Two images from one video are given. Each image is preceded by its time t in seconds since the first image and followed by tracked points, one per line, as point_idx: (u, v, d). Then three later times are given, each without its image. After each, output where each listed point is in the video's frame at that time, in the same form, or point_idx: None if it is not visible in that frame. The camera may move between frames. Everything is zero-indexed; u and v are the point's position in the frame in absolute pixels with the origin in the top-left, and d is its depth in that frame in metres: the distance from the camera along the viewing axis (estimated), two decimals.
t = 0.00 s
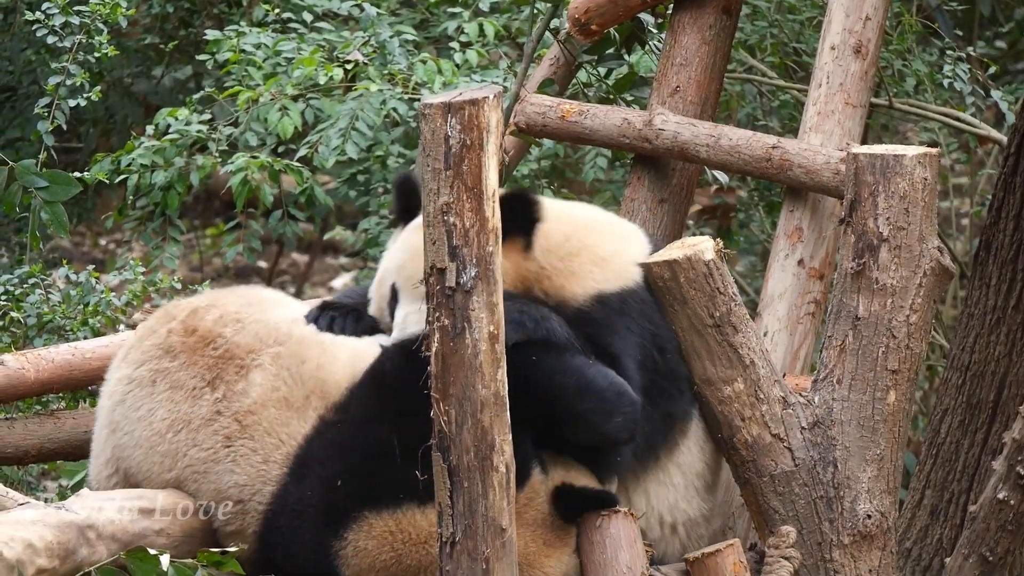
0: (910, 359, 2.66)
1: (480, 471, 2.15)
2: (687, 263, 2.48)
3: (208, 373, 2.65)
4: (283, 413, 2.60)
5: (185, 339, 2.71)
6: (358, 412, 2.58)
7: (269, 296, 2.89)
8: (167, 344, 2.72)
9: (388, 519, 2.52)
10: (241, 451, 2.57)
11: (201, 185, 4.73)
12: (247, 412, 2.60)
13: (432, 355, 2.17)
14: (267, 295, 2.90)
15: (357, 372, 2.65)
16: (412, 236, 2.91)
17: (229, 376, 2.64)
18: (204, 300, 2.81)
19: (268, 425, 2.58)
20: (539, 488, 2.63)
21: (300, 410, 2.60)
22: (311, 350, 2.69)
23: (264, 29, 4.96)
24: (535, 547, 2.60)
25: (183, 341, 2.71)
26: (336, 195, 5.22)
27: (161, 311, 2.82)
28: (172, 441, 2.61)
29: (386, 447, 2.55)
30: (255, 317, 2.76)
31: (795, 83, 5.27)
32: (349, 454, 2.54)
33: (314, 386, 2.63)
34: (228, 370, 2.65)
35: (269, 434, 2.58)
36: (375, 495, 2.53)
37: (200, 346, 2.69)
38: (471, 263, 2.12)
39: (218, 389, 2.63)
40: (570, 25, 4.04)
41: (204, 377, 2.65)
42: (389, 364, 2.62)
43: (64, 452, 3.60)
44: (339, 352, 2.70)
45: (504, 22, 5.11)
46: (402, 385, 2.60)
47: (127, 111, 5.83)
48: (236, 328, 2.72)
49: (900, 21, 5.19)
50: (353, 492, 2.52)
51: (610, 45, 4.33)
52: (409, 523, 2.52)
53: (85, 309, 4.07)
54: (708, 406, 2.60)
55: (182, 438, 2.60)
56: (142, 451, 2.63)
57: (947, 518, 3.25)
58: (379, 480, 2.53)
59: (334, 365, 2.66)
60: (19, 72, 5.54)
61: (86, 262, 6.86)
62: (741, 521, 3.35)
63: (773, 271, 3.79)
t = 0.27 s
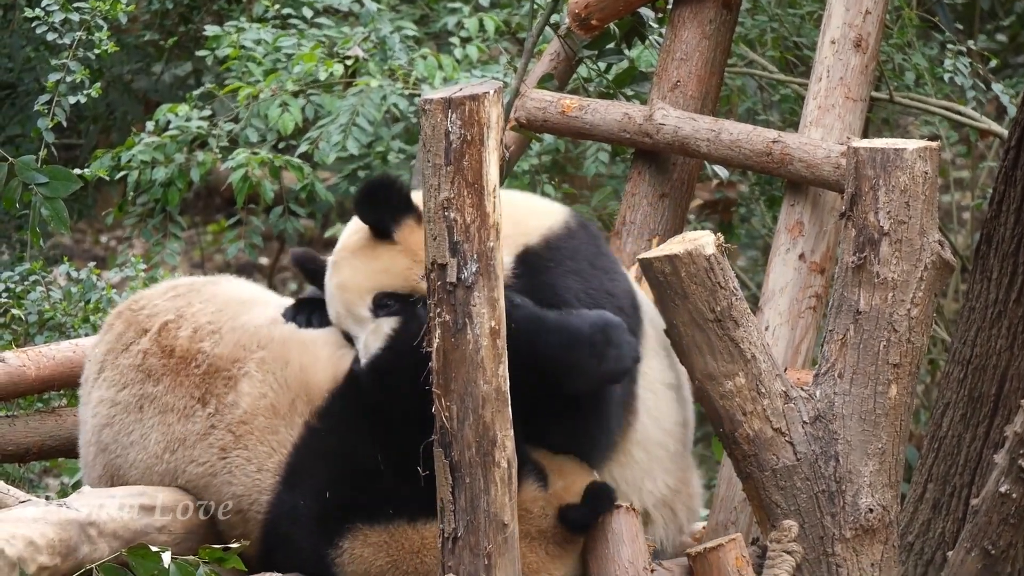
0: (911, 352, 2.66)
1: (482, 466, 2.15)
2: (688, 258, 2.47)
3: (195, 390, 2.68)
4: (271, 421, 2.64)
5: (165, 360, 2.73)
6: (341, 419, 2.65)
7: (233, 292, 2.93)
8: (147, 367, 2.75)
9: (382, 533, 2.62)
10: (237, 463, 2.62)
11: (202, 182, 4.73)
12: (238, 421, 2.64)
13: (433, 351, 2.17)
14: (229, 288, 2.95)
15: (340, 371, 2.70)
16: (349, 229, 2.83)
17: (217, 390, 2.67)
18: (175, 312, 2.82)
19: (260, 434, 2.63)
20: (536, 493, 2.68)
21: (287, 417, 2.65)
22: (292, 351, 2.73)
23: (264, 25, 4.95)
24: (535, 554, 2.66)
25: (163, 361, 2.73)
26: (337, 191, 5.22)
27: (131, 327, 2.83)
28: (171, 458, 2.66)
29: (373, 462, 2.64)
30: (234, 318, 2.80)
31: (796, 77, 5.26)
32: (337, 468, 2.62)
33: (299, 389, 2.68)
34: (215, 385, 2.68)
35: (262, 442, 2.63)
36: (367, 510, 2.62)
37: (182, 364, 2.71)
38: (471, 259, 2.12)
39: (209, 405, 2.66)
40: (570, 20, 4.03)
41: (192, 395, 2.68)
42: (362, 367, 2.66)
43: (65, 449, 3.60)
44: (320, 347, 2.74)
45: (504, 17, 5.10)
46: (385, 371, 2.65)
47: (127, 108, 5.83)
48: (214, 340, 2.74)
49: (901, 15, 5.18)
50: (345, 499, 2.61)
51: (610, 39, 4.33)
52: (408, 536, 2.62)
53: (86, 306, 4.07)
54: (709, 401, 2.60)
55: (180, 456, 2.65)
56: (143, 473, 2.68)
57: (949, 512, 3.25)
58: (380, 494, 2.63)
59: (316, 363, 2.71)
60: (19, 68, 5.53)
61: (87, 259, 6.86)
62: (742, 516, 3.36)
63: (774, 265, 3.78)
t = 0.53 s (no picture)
0: (913, 345, 2.66)
1: (484, 459, 2.16)
2: (690, 251, 2.46)
3: (186, 412, 2.59)
4: (264, 443, 2.57)
5: (154, 378, 2.64)
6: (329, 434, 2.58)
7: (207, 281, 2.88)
8: (135, 385, 2.66)
9: (399, 541, 2.52)
10: (234, 488, 2.56)
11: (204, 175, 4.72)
12: (228, 445, 2.56)
13: (435, 343, 2.17)
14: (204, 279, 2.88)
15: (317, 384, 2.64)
16: (329, 229, 2.94)
17: (205, 412, 2.59)
18: (152, 321, 2.70)
19: (254, 458, 2.56)
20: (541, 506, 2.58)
21: (277, 439, 2.58)
22: (273, 368, 2.63)
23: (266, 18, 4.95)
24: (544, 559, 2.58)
25: (153, 379, 2.64)
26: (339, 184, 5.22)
27: (117, 337, 2.75)
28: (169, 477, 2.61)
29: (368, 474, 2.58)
30: (214, 326, 2.67)
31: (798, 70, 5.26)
32: (328, 482, 2.55)
33: (283, 409, 2.59)
34: (203, 407, 2.59)
35: (257, 466, 2.56)
36: (371, 516, 2.54)
37: (168, 383, 2.62)
38: (473, 251, 2.12)
39: (199, 428, 2.58)
40: (573, 13, 4.05)
41: (181, 416, 2.60)
42: (334, 390, 2.57)
43: (68, 442, 3.61)
44: (295, 356, 2.68)
45: (506, 9, 5.09)
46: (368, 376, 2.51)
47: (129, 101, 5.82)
48: (197, 354, 2.63)
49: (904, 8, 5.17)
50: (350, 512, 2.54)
51: (612, 32, 4.32)
52: (421, 544, 2.53)
53: (88, 299, 4.07)
54: (710, 393, 2.60)
55: (179, 477, 2.60)
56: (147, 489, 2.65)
57: (951, 505, 3.25)
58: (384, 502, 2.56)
59: (295, 373, 2.65)
60: (21, 61, 5.53)
61: (89, 252, 6.87)
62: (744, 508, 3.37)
63: (775, 258, 3.78)
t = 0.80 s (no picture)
0: (917, 340, 2.66)
1: (487, 453, 2.16)
2: (693, 245, 2.45)
3: (170, 423, 2.62)
4: (247, 456, 2.57)
5: (136, 389, 2.67)
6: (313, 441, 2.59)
7: (190, 278, 2.88)
8: (121, 395, 2.71)
9: (393, 552, 2.56)
10: (220, 498, 2.57)
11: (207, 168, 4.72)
12: (210, 456, 2.57)
13: (438, 337, 2.17)
14: (187, 277, 2.89)
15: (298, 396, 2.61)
16: (341, 223, 2.82)
17: (188, 424, 2.61)
18: (135, 330, 2.74)
19: (238, 471, 2.57)
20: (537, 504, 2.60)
21: (261, 453, 2.59)
22: (252, 378, 2.61)
23: (270, 11, 4.95)
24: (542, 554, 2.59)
25: (137, 390, 2.67)
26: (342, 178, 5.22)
27: (106, 343, 2.81)
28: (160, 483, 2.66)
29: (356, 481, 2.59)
30: (195, 334, 2.68)
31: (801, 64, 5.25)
32: (312, 487, 2.57)
33: (265, 423, 2.59)
34: (186, 418, 2.61)
35: (241, 478, 2.57)
36: (365, 526, 2.57)
37: (152, 393, 2.65)
38: (477, 245, 2.12)
39: (182, 439, 2.61)
40: (576, 7, 4.05)
41: (166, 426, 2.63)
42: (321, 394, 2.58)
43: (71, 434, 3.62)
44: (276, 367, 2.64)
45: (510, 3, 5.08)
46: (359, 375, 2.62)
47: (133, 95, 5.82)
48: (178, 364, 2.65)
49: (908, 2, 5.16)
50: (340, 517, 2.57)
51: (616, 26, 4.32)
52: (415, 553, 2.56)
53: (92, 292, 4.07)
54: (713, 387, 2.59)
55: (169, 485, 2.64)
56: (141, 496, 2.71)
57: (954, 500, 3.26)
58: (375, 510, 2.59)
59: (276, 385, 2.61)
60: (24, 55, 5.53)
61: (92, 245, 6.87)
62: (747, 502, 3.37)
63: (778, 252, 3.78)
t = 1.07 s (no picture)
0: (918, 319, 2.66)
1: (489, 432, 2.16)
2: (695, 225, 2.45)
3: (171, 406, 2.70)
4: (245, 447, 2.63)
5: (141, 366, 2.77)
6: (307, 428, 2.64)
7: (198, 257, 2.96)
8: (128, 371, 2.80)
9: (394, 533, 2.54)
10: (219, 485, 2.64)
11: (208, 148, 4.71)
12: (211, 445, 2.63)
13: (440, 317, 2.17)
14: (196, 256, 2.96)
15: (289, 385, 2.67)
16: (318, 207, 2.61)
17: (187, 411, 2.68)
18: (146, 304, 2.84)
19: (235, 462, 2.62)
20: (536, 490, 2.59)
21: (257, 443, 2.64)
22: (245, 366, 2.68)
23: None
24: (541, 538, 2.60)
25: (141, 368, 2.76)
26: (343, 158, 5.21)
27: (120, 317, 2.92)
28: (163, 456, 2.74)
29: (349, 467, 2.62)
30: (197, 321, 2.74)
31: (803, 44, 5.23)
32: (306, 474, 2.60)
33: (259, 413, 2.66)
34: (185, 405, 2.68)
35: (240, 468, 2.62)
36: (364, 512, 2.57)
37: (155, 375, 2.73)
38: (478, 225, 2.12)
39: (182, 425, 2.68)
40: None
41: (168, 409, 2.71)
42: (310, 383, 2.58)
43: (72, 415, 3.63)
44: (267, 356, 2.68)
45: None
46: (347, 361, 2.58)
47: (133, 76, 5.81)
48: (180, 349, 2.72)
49: None
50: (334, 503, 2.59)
51: (618, 6, 4.30)
52: (415, 535, 2.54)
53: (93, 272, 4.07)
54: (715, 366, 2.59)
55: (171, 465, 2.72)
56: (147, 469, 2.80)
57: (956, 478, 3.26)
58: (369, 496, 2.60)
59: (267, 375, 2.67)
60: (24, 35, 5.51)
61: (93, 226, 6.87)
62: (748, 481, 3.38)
63: (780, 232, 3.77)
